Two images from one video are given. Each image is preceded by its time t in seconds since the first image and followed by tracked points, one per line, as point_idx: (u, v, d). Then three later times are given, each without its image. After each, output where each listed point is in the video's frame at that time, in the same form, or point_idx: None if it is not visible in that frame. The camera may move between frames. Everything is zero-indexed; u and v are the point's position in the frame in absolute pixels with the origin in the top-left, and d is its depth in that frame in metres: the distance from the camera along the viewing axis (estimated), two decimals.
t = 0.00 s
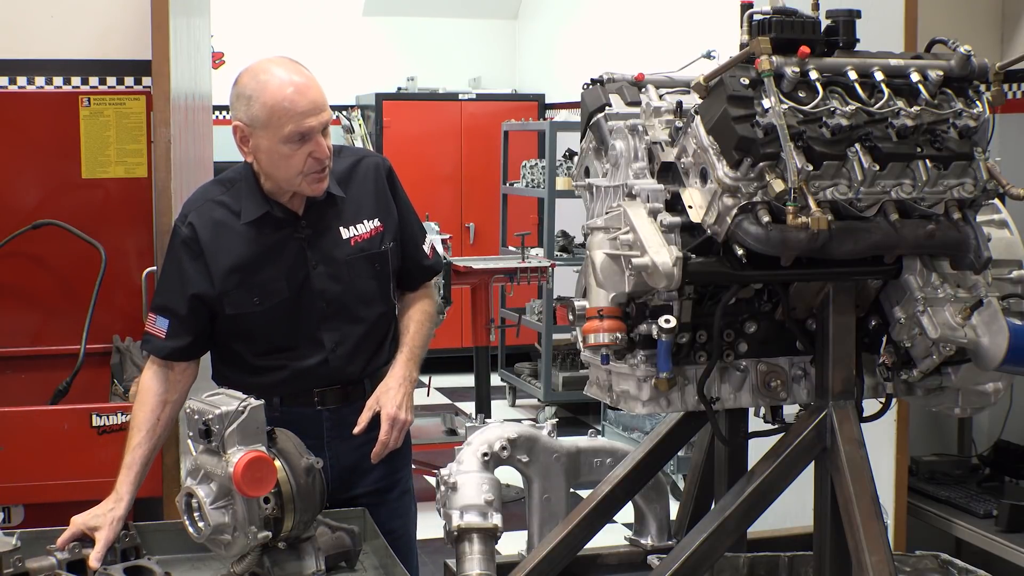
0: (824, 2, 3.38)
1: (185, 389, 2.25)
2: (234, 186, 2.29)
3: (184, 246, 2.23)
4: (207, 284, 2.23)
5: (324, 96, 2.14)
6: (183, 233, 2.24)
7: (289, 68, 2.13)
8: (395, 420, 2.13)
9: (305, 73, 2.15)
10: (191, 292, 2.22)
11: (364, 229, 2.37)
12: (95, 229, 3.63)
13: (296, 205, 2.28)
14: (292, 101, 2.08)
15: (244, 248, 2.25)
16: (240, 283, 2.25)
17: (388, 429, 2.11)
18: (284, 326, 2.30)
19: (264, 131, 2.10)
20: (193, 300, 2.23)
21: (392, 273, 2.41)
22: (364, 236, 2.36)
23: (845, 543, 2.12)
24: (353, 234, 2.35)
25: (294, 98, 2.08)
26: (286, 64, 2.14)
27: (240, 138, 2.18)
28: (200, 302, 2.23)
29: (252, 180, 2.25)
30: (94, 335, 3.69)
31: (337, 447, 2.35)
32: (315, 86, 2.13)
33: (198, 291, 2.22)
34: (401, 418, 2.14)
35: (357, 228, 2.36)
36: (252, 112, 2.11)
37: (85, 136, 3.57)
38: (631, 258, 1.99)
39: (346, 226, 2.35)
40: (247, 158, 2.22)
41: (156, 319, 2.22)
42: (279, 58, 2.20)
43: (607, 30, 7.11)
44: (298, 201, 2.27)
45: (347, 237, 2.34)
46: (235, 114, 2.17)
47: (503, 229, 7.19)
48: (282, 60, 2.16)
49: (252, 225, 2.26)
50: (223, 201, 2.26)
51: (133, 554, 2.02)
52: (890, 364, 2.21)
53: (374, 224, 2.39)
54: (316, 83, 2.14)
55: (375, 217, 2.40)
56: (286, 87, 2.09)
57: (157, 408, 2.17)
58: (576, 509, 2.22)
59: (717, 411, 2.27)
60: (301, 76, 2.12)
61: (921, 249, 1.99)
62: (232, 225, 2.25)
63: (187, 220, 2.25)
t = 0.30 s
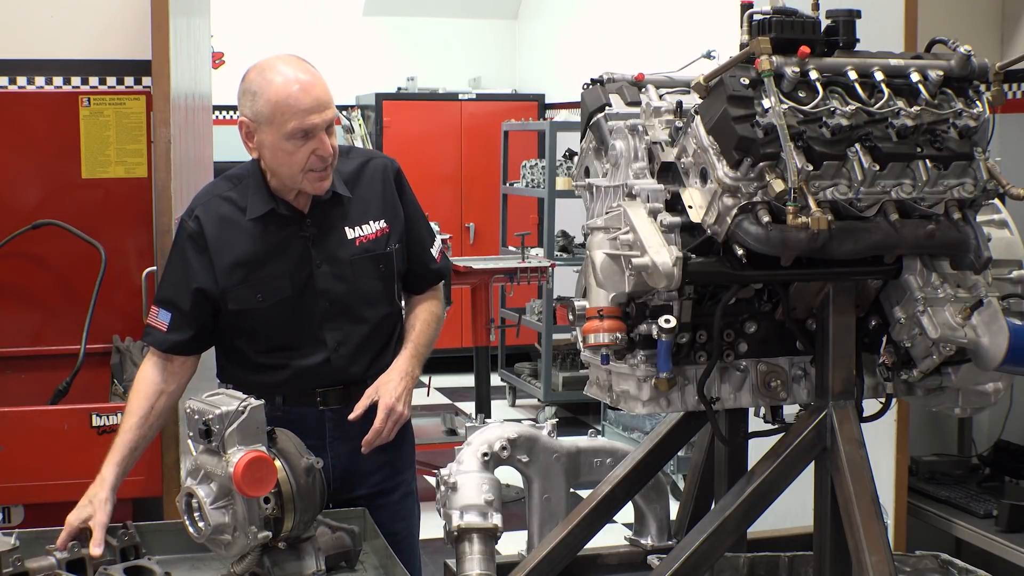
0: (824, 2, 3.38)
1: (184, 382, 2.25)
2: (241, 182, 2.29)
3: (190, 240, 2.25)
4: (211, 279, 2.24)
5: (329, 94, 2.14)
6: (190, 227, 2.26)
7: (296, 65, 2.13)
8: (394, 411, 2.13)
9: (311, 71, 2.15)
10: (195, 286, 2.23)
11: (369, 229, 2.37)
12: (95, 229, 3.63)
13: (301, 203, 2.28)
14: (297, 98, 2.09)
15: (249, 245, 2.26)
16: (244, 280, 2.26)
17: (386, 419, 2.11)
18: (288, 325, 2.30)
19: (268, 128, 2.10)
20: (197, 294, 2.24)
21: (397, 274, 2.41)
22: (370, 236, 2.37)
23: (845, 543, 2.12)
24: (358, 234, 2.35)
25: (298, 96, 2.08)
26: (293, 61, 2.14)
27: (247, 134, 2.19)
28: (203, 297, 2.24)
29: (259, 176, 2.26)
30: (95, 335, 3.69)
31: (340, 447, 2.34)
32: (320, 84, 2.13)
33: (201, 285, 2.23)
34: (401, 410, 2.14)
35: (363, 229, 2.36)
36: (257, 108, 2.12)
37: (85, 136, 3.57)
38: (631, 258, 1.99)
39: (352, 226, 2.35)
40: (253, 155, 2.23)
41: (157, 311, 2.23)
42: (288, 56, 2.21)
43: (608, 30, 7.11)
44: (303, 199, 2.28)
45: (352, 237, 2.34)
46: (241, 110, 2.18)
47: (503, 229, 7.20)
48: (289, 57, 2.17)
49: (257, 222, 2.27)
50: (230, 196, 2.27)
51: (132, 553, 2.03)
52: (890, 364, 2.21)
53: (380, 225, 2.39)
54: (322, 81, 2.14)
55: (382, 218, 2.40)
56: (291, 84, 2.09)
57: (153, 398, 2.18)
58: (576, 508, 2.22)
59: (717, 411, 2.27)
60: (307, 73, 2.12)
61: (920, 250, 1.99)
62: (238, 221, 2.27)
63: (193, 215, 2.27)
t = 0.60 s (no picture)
0: (824, 2, 3.38)
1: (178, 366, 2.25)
2: (259, 175, 2.32)
3: (204, 229, 2.28)
4: (220, 269, 2.27)
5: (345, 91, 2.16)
6: (204, 217, 2.29)
7: (313, 62, 2.15)
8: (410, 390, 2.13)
9: (329, 67, 2.17)
10: (205, 275, 2.25)
11: (383, 230, 2.37)
12: (95, 229, 3.63)
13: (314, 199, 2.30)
14: (313, 93, 2.10)
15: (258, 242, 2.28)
16: (254, 272, 2.28)
17: (405, 396, 2.10)
18: (296, 321, 2.31)
19: (283, 122, 2.12)
20: (205, 283, 2.26)
21: (409, 276, 2.42)
22: (382, 237, 2.37)
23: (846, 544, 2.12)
24: (370, 234, 2.36)
25: (313, 91, 2.10)
26: (312, 57, 2.16)
27: (263, 128, 2.21)
28: (212, 286, 2.27)
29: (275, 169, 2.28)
30: (94, 335, 3.69)
31: (347, 446, 2.33)
32: (336, 80, 2.14)
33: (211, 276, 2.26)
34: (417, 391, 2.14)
35: (376, 229, 2.37)
36: (273, 102, 2.14)
37: (85, 136, 3.57)
38: (631, 258, 1.99)
39: (365, 226, 2.36)
40: (269, 148, 2.25)
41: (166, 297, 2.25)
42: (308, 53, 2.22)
43: (607, 30, 7.11)
44: (317, 195, 2.30)
45: (364, 237, 2.35)
46: (258, 104, 2.20)
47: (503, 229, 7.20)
48: (307, 53, 2.19)
49: (270, 215, 2.29)
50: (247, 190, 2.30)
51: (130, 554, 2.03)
52: (890, 364, 2.22)
53: (394, 227, 2.39)
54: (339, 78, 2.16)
55: (395, 220, 2.40)
56: (307, 80, 2.11)
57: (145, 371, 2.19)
58: (575, 509, 2.22)
59: (717, 411, 2.27)
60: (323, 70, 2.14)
61: (920, 250, 1.99)
62: (252, 214, 2.29)
63: (209, 204, 2.30)
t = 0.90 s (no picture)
0: (824, 2, 3.39)
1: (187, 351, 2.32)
2: (278, 168, 2.38)
3: (222, 217, 2.34)
4: (236, 254, 2.34)
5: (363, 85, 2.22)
6: (223, 204, 2.35)
7: (333, 57, 2.22)
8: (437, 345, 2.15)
9: (348, 63, 2.24)
10: (222, 258, 2.32)
11: (399, 228, 2.41)
12: (95, 229, 3.63)
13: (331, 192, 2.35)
14: (331, 87, 2.17)
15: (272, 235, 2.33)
16: (268, 262, 2.33)
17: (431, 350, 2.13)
18: (309, 314, 2.34)
19: (302, 115, 2.19)
20: (222, 266, 2.33)
21: (425, 275, 2.45)
22: (398, 234, 2.41)
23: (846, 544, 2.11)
24: (387, 231, 2.40)
25: (331, 85, 2.17)
26: (332, 53, 2.23)
27: (283, 120, 2.28)
28: (228, 270, 2.33)
29: (294, 161, 2.33)
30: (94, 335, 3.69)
31: (358, 445, 2.34)
32: (354, 75, 2.21)
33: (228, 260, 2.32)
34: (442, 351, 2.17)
35: (392, 227, 2.41)
36: (292, 95, 2.21)
37: (85, 136, 3.56)
38: (631, 258, 1.99)
39: (381, 223, 2.40)
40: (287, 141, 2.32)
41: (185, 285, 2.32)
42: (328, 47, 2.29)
43: (607, 30, 7.11)
44: (335, 188, 2.34)
45: (380, 234, 2.39)
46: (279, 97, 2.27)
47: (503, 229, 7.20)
48: (327, 48, 2.26)
49: (287, 206, 2.35)
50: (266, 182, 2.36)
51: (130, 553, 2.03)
52: (890, 364, 2.22)
53: (410, 225, 2.42)
54: (357, 73, 2.23)
55: (412, 218, 2.44)
56: (326, 75, 2.17)
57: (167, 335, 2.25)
58: (575, 509, 2.22)
59: (717, 411, 2.27)
60: (342, 66, 2.21)
61: (920, 250, 1.99)
62: (269, 204, 2.35)
63: (228, 192, 2.36)
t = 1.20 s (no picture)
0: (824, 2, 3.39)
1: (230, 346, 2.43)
2: (295, 165, 2.47)
3: (243, 212, 2.44)
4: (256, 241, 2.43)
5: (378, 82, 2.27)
6: (243, 199, 2.45)
7: (348, 54, 2.28)
8: (468, 280, 2.22)
9: (363, 59, 2.29)
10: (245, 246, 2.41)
11: (414, 224, 2.49)
12: (95, 229, 3.63)
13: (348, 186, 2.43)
14: (346, 83, 2.22)
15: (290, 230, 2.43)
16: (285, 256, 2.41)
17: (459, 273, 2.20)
18: (328, 309, 2.42)
19: (317, 110, 2.24)
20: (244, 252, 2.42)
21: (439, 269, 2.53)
22: (413, 230, 2.49)
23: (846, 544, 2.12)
24: (402, 227, 2.48)
25: (346, 81, 2.22)
26: (347, 50, 2.29)
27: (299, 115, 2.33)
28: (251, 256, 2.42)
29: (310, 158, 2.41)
30: (94, 335, 3.70)
31: (374, 444, 2.43)
32: (369, 71, 2.26)
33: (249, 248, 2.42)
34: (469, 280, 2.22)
35: (408, 222, 2.49)
36: (307, 91, 2.26)
37: (85, 136, 3.56)
38: (631, 258, 1.99)
39: (396, 219, 2.48)
40: (302, 137, 2.37)
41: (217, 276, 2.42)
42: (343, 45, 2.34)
43: (608, 30, 7.11)
44: (352, 184, 2.42)
45: (396, 229, 2.48)
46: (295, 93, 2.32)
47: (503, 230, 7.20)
48: (343, 45, 2.32)
49: (304, 201, 2.44)
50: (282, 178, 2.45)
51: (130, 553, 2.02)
52: (890, 364, 2.22)
53: (425, 221, 2.51)
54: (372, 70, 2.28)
55: (427, 215, 2.52)
56: (342, 71, 2.23)
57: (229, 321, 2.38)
58: (575, 509, 2.22)
59: (717, 411, 2.27)
60: (357, 63, 2.26)
61: (920, 250, 1.99)
62: (286, 198, 2.44)
63: (247, 188, 2.46)
